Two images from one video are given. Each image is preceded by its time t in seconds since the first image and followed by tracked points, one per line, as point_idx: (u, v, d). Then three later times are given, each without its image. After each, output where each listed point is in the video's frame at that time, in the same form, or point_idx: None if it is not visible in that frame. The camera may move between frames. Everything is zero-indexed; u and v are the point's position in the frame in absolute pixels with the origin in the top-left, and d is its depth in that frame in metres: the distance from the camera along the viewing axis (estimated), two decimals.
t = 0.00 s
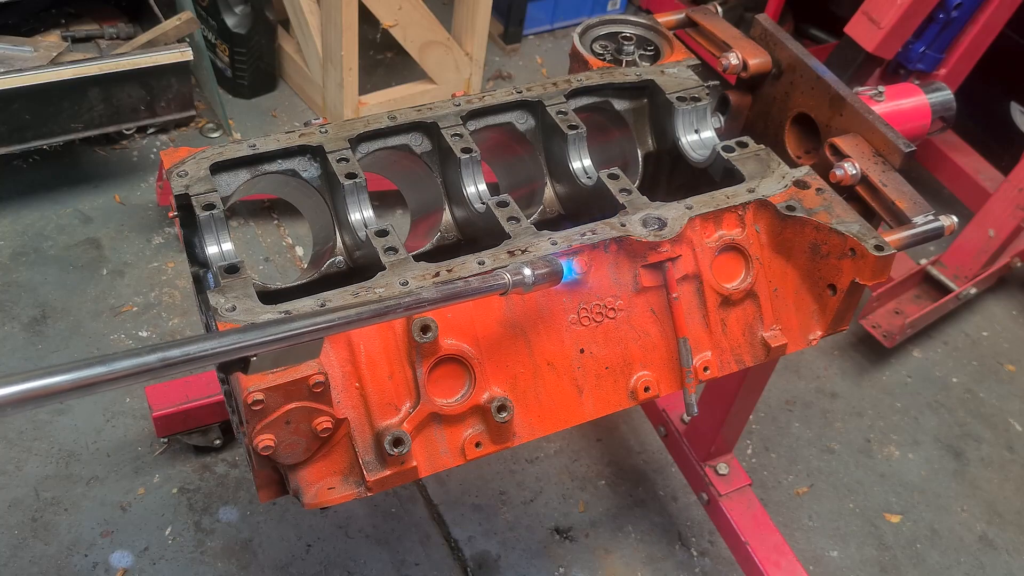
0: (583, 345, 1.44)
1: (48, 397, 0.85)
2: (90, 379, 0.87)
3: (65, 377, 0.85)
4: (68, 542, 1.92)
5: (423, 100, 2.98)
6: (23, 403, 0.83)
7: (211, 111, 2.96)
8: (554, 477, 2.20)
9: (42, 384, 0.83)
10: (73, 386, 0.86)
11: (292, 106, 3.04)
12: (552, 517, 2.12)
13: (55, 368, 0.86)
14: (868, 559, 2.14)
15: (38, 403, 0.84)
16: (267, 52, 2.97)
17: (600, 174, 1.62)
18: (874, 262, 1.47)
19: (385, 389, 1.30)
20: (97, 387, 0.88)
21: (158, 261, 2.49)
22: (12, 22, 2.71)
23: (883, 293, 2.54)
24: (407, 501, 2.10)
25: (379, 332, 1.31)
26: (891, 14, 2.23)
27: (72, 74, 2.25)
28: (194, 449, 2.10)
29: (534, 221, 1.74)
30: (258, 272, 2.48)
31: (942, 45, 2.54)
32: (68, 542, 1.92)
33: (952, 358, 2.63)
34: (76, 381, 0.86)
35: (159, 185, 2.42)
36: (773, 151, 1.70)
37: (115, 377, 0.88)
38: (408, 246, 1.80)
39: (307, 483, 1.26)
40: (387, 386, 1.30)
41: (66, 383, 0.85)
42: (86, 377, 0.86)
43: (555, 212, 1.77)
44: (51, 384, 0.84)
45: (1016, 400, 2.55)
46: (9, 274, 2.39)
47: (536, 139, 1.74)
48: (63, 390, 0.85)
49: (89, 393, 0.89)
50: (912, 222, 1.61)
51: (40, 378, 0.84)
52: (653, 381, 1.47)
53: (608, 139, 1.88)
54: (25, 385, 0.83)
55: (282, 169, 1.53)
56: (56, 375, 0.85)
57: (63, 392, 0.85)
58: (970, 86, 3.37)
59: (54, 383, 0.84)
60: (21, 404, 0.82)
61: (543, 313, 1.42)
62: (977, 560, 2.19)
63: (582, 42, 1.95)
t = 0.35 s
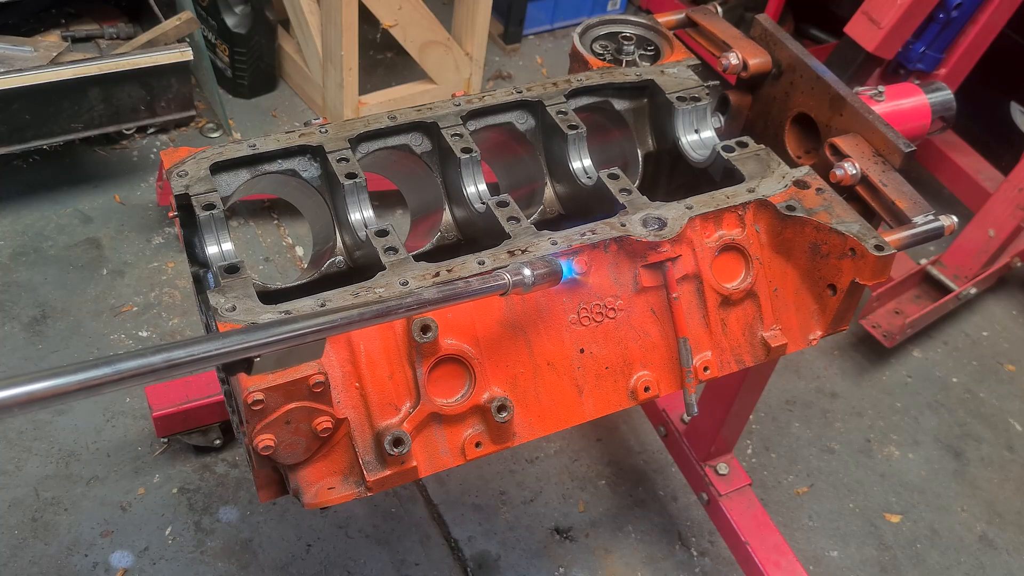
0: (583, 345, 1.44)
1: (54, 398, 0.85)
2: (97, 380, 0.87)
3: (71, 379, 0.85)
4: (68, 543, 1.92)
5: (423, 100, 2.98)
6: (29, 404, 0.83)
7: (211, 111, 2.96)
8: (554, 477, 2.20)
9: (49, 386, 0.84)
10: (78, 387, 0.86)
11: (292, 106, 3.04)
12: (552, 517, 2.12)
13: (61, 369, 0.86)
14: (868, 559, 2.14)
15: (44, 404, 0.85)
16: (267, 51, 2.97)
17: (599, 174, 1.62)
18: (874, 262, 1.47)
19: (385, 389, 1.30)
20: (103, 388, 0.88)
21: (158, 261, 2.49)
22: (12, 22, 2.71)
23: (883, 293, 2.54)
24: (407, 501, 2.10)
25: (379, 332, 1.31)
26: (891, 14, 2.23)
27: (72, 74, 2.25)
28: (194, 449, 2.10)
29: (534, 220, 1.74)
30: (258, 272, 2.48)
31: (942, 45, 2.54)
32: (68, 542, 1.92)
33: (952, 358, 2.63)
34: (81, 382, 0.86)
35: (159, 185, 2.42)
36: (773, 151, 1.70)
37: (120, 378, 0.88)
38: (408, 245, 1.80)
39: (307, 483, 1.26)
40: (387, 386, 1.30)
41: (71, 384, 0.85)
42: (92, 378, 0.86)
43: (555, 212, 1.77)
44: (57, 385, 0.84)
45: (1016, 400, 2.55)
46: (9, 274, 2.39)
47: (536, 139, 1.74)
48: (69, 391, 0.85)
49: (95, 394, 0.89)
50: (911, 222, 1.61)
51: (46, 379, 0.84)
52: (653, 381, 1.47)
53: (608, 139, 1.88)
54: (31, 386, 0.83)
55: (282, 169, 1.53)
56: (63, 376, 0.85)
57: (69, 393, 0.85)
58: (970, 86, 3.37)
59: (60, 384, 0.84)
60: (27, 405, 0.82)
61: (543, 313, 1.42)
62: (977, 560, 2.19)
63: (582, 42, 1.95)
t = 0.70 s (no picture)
0: (583, 345, 1.44)
1: (56, 402, 0.85)
2: (99, 384, 0.87)
3: (72, 383, 0.85)
4: (68, 543, 1.92)
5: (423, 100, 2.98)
6: (30, 408, 0.83)
7: (211, 111, 2.96)
8: (554, 477, 2.20)
9: (49, 390, 0.84)
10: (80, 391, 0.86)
11: (292, 106, 3.04)
12: (552, 517, 2.12)
13: (62, 374, 0.86)
14: (868, 559, 2.14)
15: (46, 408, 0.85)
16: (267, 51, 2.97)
17: (599, 174, 1.62)
18: (874, 262, 1.47)
19: (385, 389, 1.30)
20: (105, 391, 0.88)
21: (158, 261, 2.49)
22: (12, 22, 2.71)
23: (883, 293, 2.54)
24: (407, 501, 2.10)
25: (378, 332, 1.31)
26: (891, 14, 2.23)
27: (72, 74, 2.25)
28: (194, 449, 2.10)
29: (534, 220, 1.74)
30: (258, 272, 2.48)
31: (942, 45, 2.54)
32: (68, 542, 1.92)
33: (952, 358, 2.63)
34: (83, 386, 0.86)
35: (159, 185, 2.42)
36: (773, 151, 1.70)
37: (122, 382, 0.88)
38: (408, 245, 1.80)
39: (307, 483, 1.26)
40: (387, 386, 1.30)
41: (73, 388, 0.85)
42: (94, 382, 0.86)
43: (555, 212, 1.77)
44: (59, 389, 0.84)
45: (1016, 400, 2.55)
46: (9, 274, 2.39)
47: (536, 139, 1.74)
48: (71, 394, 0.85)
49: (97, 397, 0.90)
50: (912, 222, 1.61)
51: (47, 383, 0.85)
52: (652, 381, 1.47)
53: (608, 139, 1.88)
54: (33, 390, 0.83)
55: (282, 169, 1.53)
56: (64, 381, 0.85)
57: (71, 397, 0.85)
58: (969, 86, 3.37)
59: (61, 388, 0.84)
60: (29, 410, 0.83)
61: (543, 314, 1.42)
62: (977, 560, 2.19)
63: (582, 42, 1.95)
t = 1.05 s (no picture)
0: (584, 345, 1.44)
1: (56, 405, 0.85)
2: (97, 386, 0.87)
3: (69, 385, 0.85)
4: (68, 542, 1.92)
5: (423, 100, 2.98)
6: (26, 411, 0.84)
7: (212, 111, 2.96)
8: (554, 477, 2.20)
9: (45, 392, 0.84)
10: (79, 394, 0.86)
11: (292, 106, 3.04)
12: (552, 517, 2.12)
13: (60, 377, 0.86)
14: (868, 559, 2.14)
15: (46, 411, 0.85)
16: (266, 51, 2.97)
17: (600, 174, 1.61)
18: (874, 262, 1.47)
19: (385, 389, 1.30)
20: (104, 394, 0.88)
21: (158, 261, 2.49)
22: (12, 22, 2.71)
23: (883, 293, 2.54)
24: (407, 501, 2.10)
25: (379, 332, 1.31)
26: (891, 14, 2.23)
27: (72, 74, 2.25)
28: (194, 449, 2.10)
29: (534, 220, 1.74)
30: (258, 272, 2.48)
31: (942, 45, 2.54)
32: (68, 542, 1.92)
33: (952, 358, 2.63)
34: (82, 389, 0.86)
35: (159, 185, 2.42)
36: (773, 151, 1.70)
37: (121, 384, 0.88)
38: (408, 245, 1.80)
39: (307, 483, 1.26)
40: (387, 386, 1.30)
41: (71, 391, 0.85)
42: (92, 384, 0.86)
43: (555, 212, 1.77)
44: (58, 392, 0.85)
45: (1016, 400, 2.55)
46: (9, 274, 2.39)
47: (536, 139, 1.74)
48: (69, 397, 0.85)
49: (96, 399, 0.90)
50: (911, 222, 1.61)
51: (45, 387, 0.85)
52: (652, 381, 1.47)
53: (608, 139, 1.88)
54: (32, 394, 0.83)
55: (282, 169, 1.53)
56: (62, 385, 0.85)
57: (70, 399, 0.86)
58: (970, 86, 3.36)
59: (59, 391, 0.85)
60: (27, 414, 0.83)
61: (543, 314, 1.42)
62: (977, 560, 2.19)
63: (582, 42, 1.94)
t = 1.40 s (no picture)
0: (584, 345, 1.44)
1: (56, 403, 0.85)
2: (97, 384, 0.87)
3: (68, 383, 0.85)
4: (68, 542, 1.92)
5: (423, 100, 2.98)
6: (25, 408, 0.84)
7: (212, 111, 2.96)
8: (554, 477, 2.20)
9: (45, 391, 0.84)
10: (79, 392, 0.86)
11: (292, 106, 3.04)
12: (552, 517, 2.12)
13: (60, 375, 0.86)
14: (868, 559, 2.14)
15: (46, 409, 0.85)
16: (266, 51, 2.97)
17: (599, 174, 1.61)
18: (874, 262, 1.47)
19: (385, 389, 1.30)
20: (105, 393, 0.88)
21: (158, 261, 2.49)
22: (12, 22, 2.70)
23: (883, 293, 2.54)
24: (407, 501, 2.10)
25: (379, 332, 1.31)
26: (891, 13, 2.23)
27: (72, 74, 2.25)
28: (194, 449, 2.10)
29: (534, 220, 1.74)
30: (258, 272, 2.48)
31: (942, 45, 2.54)
32: (68, 542, 1.92)
33: (952, 358, 2.63)
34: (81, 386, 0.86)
35: (159, 185, 2.42)
36: (773, 151, 1.70)
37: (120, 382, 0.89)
38: (408, 245, 1.80)
39: (307, 483, 1.26)
40: (387, 386, 1.30)
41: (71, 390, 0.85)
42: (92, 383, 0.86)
43: (555, 212, 1.77)
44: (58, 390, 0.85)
45: (1016, 400, 2.55)
46: (9, 274, 2.39)
47: (536, 138, 1.74)
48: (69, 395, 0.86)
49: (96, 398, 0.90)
50: (912, 222, 1.61)
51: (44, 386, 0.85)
52: (652, 381, 1.47)
53: (608, 139, 1.88)
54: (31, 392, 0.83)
55: (282, 169, 1.52)
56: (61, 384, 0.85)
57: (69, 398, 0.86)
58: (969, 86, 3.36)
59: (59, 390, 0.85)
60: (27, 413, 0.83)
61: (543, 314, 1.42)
62: (977, 560, 2.19)
63: (582, 42, 1.94)
